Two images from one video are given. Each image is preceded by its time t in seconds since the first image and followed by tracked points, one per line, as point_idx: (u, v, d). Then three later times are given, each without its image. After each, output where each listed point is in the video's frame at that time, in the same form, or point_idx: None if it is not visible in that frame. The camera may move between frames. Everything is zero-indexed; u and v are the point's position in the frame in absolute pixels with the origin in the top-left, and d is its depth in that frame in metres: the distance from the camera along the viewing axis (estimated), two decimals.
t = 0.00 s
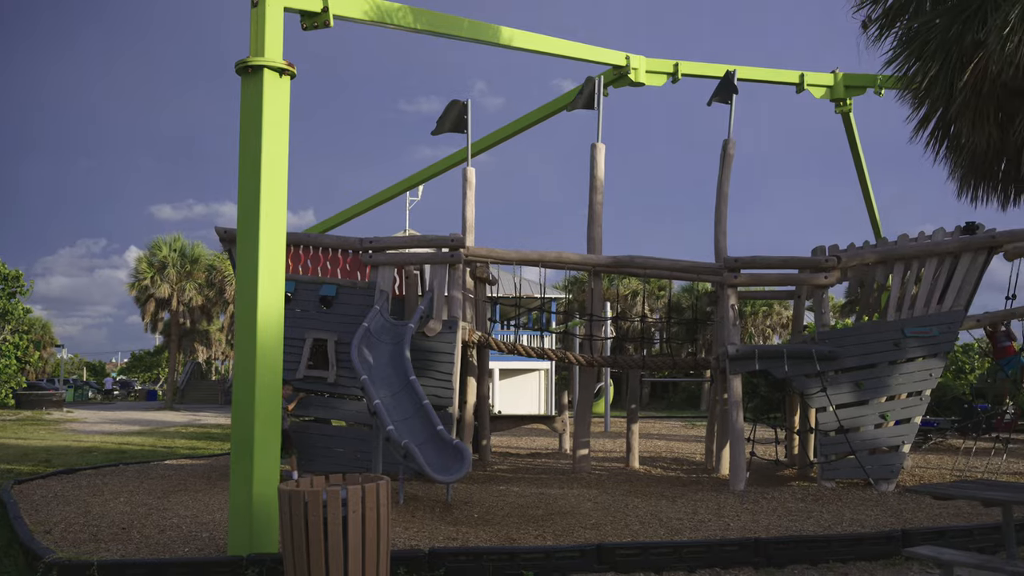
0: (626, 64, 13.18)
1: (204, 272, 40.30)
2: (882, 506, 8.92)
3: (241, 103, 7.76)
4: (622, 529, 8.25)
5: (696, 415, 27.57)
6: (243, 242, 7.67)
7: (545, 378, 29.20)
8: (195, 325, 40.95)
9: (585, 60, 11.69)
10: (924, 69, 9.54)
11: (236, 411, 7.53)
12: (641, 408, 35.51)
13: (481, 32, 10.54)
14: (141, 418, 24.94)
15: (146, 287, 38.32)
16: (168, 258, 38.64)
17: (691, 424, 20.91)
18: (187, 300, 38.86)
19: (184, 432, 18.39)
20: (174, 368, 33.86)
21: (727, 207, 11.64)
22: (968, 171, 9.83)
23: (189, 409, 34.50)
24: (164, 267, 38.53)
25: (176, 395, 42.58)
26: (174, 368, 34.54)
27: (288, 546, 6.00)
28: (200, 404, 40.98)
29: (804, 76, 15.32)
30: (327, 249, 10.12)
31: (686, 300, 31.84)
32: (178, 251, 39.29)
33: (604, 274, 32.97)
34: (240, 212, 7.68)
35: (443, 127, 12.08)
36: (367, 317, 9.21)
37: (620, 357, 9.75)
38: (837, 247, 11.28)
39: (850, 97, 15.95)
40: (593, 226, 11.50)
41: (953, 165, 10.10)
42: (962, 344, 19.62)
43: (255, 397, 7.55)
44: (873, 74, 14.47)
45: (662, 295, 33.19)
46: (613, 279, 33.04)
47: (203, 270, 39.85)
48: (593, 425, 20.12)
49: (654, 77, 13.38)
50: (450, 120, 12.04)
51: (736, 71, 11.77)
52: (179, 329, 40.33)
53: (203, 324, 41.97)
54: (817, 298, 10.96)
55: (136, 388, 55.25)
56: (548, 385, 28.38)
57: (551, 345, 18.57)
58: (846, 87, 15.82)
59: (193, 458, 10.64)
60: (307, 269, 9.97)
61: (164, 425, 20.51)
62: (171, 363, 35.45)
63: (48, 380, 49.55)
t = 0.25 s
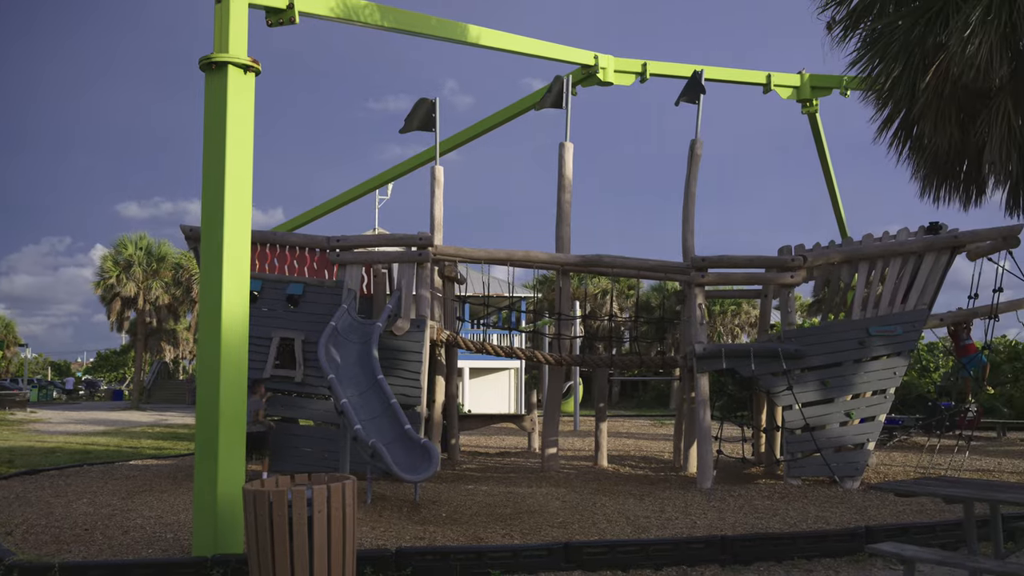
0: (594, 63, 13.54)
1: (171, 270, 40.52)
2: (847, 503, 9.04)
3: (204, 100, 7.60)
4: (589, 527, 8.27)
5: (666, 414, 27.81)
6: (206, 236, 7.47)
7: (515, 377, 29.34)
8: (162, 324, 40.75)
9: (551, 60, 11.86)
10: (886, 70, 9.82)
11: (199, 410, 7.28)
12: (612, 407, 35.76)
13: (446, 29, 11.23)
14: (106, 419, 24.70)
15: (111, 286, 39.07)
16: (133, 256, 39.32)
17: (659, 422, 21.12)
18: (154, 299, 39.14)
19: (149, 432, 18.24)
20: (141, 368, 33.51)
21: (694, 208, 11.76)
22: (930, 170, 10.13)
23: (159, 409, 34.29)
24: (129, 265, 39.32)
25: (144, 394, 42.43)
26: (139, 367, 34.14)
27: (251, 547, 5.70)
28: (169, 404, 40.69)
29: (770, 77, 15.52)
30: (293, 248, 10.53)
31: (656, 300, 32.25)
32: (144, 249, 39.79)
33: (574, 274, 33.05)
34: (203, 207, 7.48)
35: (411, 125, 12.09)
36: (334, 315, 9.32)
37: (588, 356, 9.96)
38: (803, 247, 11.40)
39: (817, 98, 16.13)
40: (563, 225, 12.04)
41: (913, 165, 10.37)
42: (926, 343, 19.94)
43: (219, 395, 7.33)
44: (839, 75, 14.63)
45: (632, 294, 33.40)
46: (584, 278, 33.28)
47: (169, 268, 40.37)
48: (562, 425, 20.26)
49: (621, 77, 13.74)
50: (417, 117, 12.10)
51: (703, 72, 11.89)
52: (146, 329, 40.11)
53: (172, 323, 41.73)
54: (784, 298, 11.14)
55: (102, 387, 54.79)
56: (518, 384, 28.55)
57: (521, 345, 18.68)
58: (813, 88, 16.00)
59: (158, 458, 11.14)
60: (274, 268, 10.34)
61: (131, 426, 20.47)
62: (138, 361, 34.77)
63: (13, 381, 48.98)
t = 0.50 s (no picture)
0: (573, 63, 13.63)
1: (149, 269, 40.36)
2: (824, 501, 9.12)
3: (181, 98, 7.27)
4: (567, 526, 8.28)
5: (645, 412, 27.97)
6: (183, 231, 7.11)
7: (495, 376, 29.41)
8: (140, 323, 40.58)
9: (530, 59, 11.91)
10: (861, 70, 9.92)
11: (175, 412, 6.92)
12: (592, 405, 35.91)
13: (423, 28, 11.77)
14: (81, 418, 24.57)
15: (88, 285, 39.09)
16: (111, 255, 39.36)
17: (638, 421, 21.25)
18: (132, 298, 39.18)
19: (126, 431, 18.17)
20: (119, 367, 33.25)
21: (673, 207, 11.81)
22: (904, 170, 10.23)
23: (135, 409, 34.14)
24: (106, 264, 39.32)
25: (122, 393, 42.29)
26: (116, 367, 33.92)
27: (228, 547, 5.46)
28: (148, 404, 40.52)
29: (749, 77, 15.61)
30: (272, 246, 10.74)
31: (636, 298, 32.45)
32: (122, 249, 39.94)
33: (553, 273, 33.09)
34: (179, 201, 7.13)
35: (389, 124, 12.09)
36: (313, 315, 9.37)
37: (567, 355, 10.03)
38: (781, 245, 11.46)
39: (794, 98, 16.23)
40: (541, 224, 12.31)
41: (888, 164, 10.48)
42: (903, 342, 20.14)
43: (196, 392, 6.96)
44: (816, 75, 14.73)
45: (611, 293, 33.55)
46: (564, 276, 33.41)
47: (148, 267, 40.25)
48: (542, 423, 20.35)
49: (600, 76, 13.85)
50: (395, 116, 12.11)
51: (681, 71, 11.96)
52: (123, 328, 39.95)
53: (148, 322, 41.56)
54: (762, 297, 11.26)
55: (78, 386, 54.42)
56: (497, 383, 28.63)
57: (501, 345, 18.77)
58: (790, 87, 16.09)
59: (133, 459, 11.45)
60: (252, 267, 10.54)
61: (106, 425, 20.45)
62: (115, 360, 34.56)
63: None
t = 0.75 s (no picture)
0: (559, 62, 13.66)
1: (136, 268, 40.24)
2: (811, 499, 9.15)
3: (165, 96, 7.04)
4: (554, 525, 8.27)
5: (633, 411, 28.05)
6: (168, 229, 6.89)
7: (483, 375, 29.43)
8: (127, 322, 40.51)
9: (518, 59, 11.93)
10: (846, 69, 9.97)
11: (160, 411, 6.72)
12: (581, 404, 35.97)
13: (410, 25, 11.88)
14: (66, 417, 24.52)
15: (73, 284, 39.04)
16: (98, 254, 39.29)
17: (625, 419, 21.30)
18: (118, 297, 39.17)
19: (112, 430, 18.18)
20: (105, 367, 33.05)
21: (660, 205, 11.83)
22: (889, 169, 10.27)
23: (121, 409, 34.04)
24: (93, 263, 39.30)
25: (109, 392, 42.24)
26: (104, 366, 33.85)
27: (213, 547, 5.38)
28: (136, 404, 40.42)
29: (735, 77, 15.67)
30: (257, 245, 10.78)
31: (623, 297, 32.51)
32: (108, 248, 39.87)
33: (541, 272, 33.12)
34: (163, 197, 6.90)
35: (376, 123, 12.08)
36: (299, 314, 9.38)
37: (555, 354, 10.00)
38: (768, 244, 11.55)
39: (781, 96, 16.28)
40: (528, 223, 12.36)
41: (873, 164, 10.53)
42: (889, 340, 20.23)
43: (180, 391, 6.76)
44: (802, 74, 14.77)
45: (599, 292, 33.63)
46: (552, 276, 33.46)
47: (134, 266, 40.10)
48: (531, 422, 20.41)
49: (587, 75, 13.89)
50: (382, 116, 12.11)
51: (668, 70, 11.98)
52: (111, 328, 39.91)
53: (134, 321, 41.44)
54: (749, 295, 11.32)
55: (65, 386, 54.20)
56: (485, 382, 28.67)
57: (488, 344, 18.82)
58: (777, 87, 16.14)
59: (120, 459, 11.42)
60: (239, 266, 10.56)
61: (91, 425, 20.42)
62: (102, 360, 34.58)
63: None
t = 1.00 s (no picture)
0: (552, 62, 13.67)
1: (128, 269, 40.19)
2: (803, 498, 9.17)
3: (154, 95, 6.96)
4: (547, 525, 8.27)
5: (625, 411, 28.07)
6: (158, 225, 6.81)
7: (476, 375, 29.44)
8: (119, 323, 40.49)
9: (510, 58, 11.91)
10: (838, 69, 10.00)
11: (151, 410, 6.63)
12: (574, 404, 35.99)
13: (402, 26, 11.92)
14: (56, 418, 24.49)
15: (66, 284, 39.01)
16: (91, 255, 39.26)
17: (618, 420, 21.35)
18: (111, 298, 39.16)
19: (105, 431, 18.19)
20: (97, 368, 32.89)
21: (652, 205, 11.84)
22: (881, 169, 10.30)
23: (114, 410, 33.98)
24: (85, 264, 39.29)
25: (103, 393, 42.21)
26: (96, 367, 33.81)
27: (205, 547, 5.36)
28: (129, 404, 40.36)
29: (728, 77, 15.70)
30: (250, 245, 10.79)
31: (616, 298, 32.56)
32: (100, 249, 39.86)
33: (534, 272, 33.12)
34: (154, 195, 6.83)
35: (369, 122, 12.08)
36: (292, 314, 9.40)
37: (548, 353, 10.01)
38: (760, 244, 11.58)
39: (773, 97, 16.30)
40: (521, 222, 12.39)
41: (865, 163, 10.56)
42: (882, 340, 20.26)
43: (171, 391, 6.69)
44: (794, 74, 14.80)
45: (592, 292, 33.66)
46: (545, 276, 33.51)
47: (127, 266, 40.02)
48: (524, 422, 20.44)
49: (580, 75, 13.92)
50: (375, 115, 12.12)
51: (660, 70, 12.00)
52: (103, 329, 39.92)
53: (127, 322, 41.39)
54: (741, 295, 11.35)
55: (57, 387, 54.08)
56: (479, 383, 28.69)
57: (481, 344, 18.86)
58: (769, 87, 16.17)
59: (113, 459, 11.44)
60: (230, 266, 10.57)
61: (83, 426, 20.39)
62: (94, 360, 34.56)
63: None
